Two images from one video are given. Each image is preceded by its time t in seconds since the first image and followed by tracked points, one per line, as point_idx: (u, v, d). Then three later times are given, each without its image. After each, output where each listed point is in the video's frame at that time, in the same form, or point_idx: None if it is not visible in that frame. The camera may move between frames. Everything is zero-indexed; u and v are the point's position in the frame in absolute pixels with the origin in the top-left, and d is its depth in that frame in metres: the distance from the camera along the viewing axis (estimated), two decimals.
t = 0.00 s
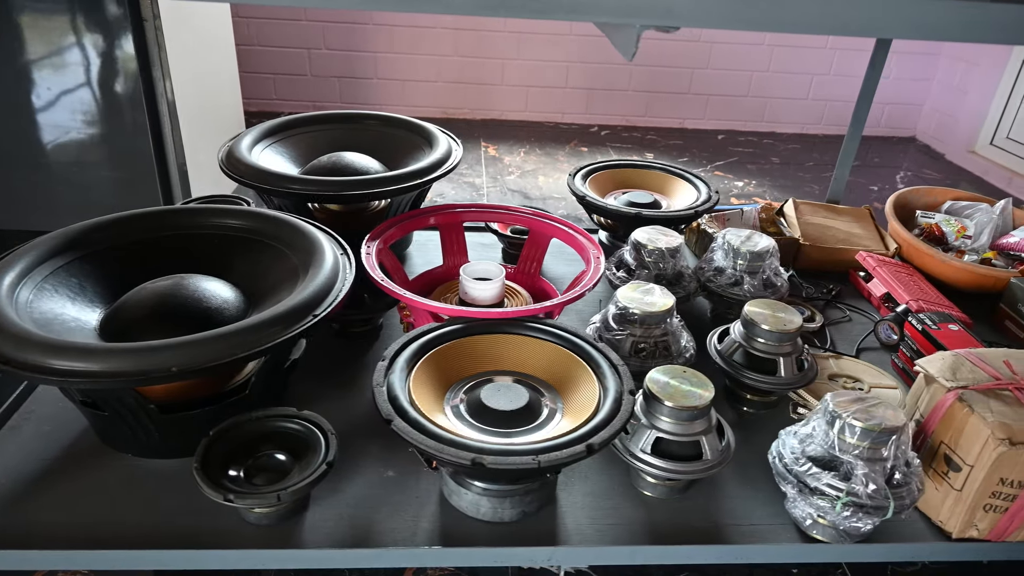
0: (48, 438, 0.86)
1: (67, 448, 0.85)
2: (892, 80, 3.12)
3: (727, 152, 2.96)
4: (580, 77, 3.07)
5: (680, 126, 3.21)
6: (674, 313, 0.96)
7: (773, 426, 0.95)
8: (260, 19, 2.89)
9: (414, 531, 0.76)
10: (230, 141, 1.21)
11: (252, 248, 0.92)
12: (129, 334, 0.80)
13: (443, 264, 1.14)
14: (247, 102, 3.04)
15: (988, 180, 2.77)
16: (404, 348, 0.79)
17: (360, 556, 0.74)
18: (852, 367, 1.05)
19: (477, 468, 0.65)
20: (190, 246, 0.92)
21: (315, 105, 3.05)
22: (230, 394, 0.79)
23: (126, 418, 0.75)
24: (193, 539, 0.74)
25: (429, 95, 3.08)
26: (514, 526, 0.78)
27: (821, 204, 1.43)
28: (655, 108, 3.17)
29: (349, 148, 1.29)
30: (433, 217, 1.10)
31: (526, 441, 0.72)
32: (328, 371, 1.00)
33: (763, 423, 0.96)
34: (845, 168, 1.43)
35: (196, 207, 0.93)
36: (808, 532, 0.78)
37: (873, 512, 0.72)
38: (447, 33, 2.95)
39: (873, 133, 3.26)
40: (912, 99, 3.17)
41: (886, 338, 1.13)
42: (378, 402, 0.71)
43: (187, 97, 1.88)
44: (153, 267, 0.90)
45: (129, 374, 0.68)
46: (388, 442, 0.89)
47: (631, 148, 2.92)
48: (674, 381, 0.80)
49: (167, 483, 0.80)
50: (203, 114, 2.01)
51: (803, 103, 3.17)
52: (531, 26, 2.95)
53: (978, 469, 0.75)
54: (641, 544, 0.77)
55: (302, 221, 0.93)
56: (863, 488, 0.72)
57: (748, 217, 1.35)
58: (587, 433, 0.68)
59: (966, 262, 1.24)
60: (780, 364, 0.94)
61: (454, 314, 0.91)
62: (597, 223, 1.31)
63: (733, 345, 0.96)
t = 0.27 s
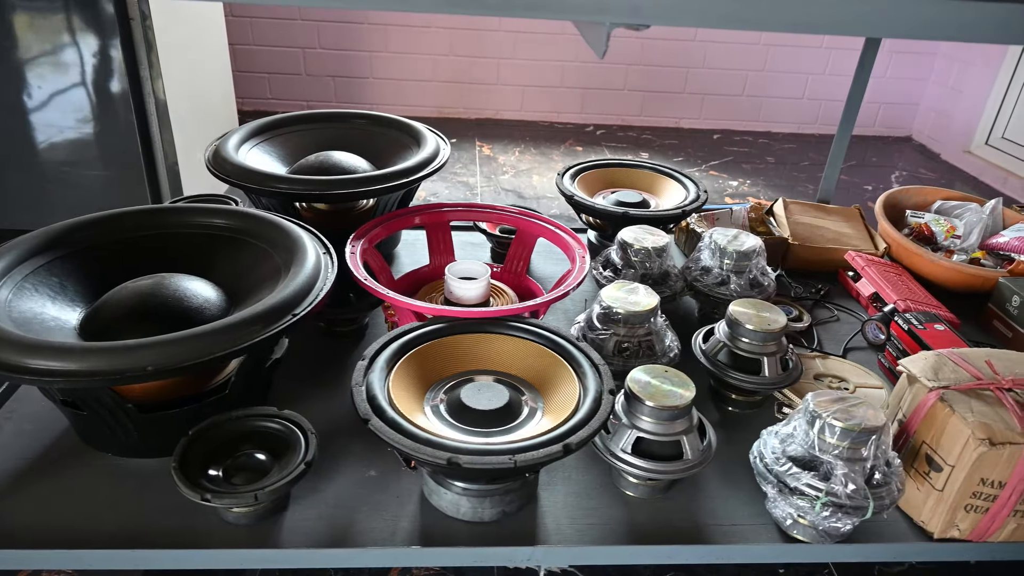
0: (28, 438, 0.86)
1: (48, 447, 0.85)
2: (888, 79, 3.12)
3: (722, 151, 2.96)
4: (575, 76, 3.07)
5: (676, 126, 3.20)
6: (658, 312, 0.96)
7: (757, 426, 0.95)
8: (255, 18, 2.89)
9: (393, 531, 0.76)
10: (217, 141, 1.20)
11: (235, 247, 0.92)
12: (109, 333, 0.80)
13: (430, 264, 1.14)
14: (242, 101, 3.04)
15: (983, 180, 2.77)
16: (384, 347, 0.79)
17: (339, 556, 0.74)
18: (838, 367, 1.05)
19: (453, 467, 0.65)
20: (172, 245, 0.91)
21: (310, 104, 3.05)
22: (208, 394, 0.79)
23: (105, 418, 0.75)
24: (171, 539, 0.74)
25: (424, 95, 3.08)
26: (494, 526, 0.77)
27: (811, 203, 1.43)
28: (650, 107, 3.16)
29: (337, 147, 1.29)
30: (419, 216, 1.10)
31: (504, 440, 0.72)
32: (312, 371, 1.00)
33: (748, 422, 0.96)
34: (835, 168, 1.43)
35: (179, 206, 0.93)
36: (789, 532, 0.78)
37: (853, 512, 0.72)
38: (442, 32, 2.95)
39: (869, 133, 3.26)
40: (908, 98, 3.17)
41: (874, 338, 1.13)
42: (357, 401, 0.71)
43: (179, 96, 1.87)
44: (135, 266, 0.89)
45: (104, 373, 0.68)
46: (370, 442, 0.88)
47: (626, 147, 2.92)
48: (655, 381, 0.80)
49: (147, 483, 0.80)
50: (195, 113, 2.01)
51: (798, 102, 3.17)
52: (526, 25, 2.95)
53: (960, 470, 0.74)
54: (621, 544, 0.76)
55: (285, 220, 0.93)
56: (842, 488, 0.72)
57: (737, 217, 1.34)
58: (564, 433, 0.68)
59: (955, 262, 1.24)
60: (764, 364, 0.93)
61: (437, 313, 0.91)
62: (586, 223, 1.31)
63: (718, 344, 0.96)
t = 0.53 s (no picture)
0: (12, 435, 0.86)
1: (31, 445, 0.85)
2: (884, 78, 3.12)
3: (718, 150, 2.96)
4: (570, 75, 3.07)
5: (672, 125, 3.20)
6: (643, 311, 0.96)
7: (741, 424, 0.95)
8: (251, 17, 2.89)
9: (374, 529, 0.76)
10: (204, 139, 1.20)
11: (219, 244, 0.92)
12: (90, 331, 0.80)
13: (416, 263, 1.14)
14: (238, 100, 3.04)
15: (979, 179, 2.77)
16: (365, 345, 0.79)
17: (319, 553, 0.74)
18: (824, 365, 1.05)
19: (430, 465, 0.65)
20: (157, 243, 0.92)
21: (305, 103, 3.05)
22: (190, 391, 0.79)
23: (86, 415, 0.75)
24: (151, 536, 0.74)
25: (420, 93, 3.07)
26: (475, 524, 0.77)
27: (801, 202, 1.43)
28: (646, 106, 3.16)
29: (325, 145, 1.29)
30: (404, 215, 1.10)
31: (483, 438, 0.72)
32: (297, 369, 1.00)
33: (732, 421, 0.96)
34: (825, 167, 1.43)
35: (164, 204, 0.94)
36: (769, 530, 0.78)
37: (831, 510, 0.72)
38: (437, 31, 2.95)
39: (865, 132, 3.26)
40: (903, 97, 3.17)
41: (860, 336, 1.12)
42: (336, 398, 0.71)
43: (172, 95, 1.87)
44: (119, 264, 0.90)
45: (83, 370, 0.68)
46: (354, 440, 0.88)
47: (622, 146, 2.93)
48: (636, 380, 0.80)
49: (129, 481, 0.80)
50: (189, 112, 2.01)
51: (794, 101, 3.17)
52: (522, 24, 2.95)
53: (940, 468, 0.74)
54: (601, 542, 0.77)
55: (269, 218, 0.93)
56: (821, 486, 0.72)
57: (726, 216, 1.35)
58: (542, 431, 0.68)
59: (943, 260, 1.25)
60: (748, 362, 0.93)
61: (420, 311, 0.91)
62: (574, 222, 1.31)
63: (702, 343, 0.96)
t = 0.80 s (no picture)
0: None
1: (14, 444, 0.85)
2: (879, 77, 3.12)
3: (713, 149, 2.96)
4: (566, 75, 3.07)
5: (667, 124, 3.20)
6: (628, 310, 0.96)
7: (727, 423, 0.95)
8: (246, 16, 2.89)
9: (355, 528, 0.76)
10: (192, 139, 1.19)
11: (203, 244, 0.92)
12: (72, 330, 0.79)
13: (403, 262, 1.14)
14: (233, 100, 3.03)
15: (974, 178, 2.77)
16: (348, 345, 0.79)
17: (300, 552, 0.74)
18: (811, 364, 1.05)
19: (408, 464, 0.65)
20: (141, 242, 0.92)
21: (301, 103, 3.05)
22: (172, 391, 0.79)
23: (66, 414, 0.75)
24: (132, 536, 0.74)
25: (415, 93, 3.07)
26: (456, 523, 0.77)
27: (792, 201, 1.43)
28: (641, 106, 3.16)
29: (314, 144, 1.29)
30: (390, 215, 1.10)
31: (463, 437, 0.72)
32: (283, 368, 1.00)
33: (718, 420, 0.96)
34: (815, 166, 1.43)
35: (148, 203, 0.93)
36: (751, 529, 0.78)
37: (812, 509, 0.72)
38: (432, 30, 2.94)
39: (861, 131, 3.26)
40: (899, 96, 3.17)
41: (848, 335, 1.12)
42: (316, 397, 0.71)
43: (165, 94, 1.87)
44: (103, 264, 0.90)
45: (62, 368, 0.67)
46: (338, 439, 0.88)
47: (617, 146, 2.93)
48: (618, 379, 0.80)
49: (111, 480, 0.80)
50: (182, 111, 2.01)
51: (790, 101, 3.17)
52: (517, 24, 2.95)
53: (921, 467, 0.74)
54: (582, 541, 0.77)
55: (254, 217, 0.93)
56: (801, 485, 0.72)
57: (716, 215, 1.35)
58: (521, 430, 0.68)
59: (933, 259, 1.25)
60: (733, 361, 0.93)
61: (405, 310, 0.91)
62: (564, 221, 1.31)
63: (688, 342, 0.96)
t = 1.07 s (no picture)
0: None
1: None
2: (876, 77, 3.11)
3: (710, 149, 2.96)
4: (562, 75, 3.07)
5: (664, 124, 3.20)
6: (614, 309, 0.96)
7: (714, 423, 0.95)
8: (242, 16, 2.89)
9: (338, 527, 0.76)
10: (182, 138, 1.19)
11: (188, 243, 0.92)
12: (56, 329, 0.79)
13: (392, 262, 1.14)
14: (229, 100, 3.03)
15: (970, 177, 2.77)
16: (331, 344, 0.79)
17: (282, 551, 0.74)
18: (799, 364, 1.05)
19: (387, 463, 0.65)
20: (127, 242, 0.92)
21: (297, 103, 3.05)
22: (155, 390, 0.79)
23: (49, 414, 0.75)
24: (114, 535, 0.74)
25: (412, 93, 3.07)
26: (439, 523, 0.77)
27: (784, 201, 1.43)
28: (638, 105, 3.16)
29: (305, 144, 1.29)
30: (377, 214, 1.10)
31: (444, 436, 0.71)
32: (270, 367, 1.00)
33: (705, 419, 0.96)
34: (807, 166, 1.43)
35: (134, 203, 0.93)
36: (735, 528, 0.78)
37: (794, 508, 0.72)
38: (429, 30, 2.94)
39: (857, 131, 3.26)
40: (895, 96, 3.17)
41: (837, 334, 1.12)
42: (298, 396, 0.71)
43: (159, 94, 1.87)
44: (89, 263, 0.90)
45: (42, 368, 0.67)
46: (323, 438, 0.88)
47: (613, 146, 2.93)
48: (601, 379, 0.80)
49: (95, 480, 0.80)
50: (177, 111, 2.01)
51: (787, 100, 3.17)
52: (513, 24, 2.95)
53: (904, 466, 0.74)
54: (565, 540, 0.76)
55: (239, 217, 0.93)
56: (783, 484, 0.72)
57: (707, 214, 1.34)
58: (501, 430, 0.67)
59: (923, 259, 1.24)
60: (719, 360, 0.93)
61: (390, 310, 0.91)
62: (553, 221, 1.31)
63: (675, 342, 0.96)
